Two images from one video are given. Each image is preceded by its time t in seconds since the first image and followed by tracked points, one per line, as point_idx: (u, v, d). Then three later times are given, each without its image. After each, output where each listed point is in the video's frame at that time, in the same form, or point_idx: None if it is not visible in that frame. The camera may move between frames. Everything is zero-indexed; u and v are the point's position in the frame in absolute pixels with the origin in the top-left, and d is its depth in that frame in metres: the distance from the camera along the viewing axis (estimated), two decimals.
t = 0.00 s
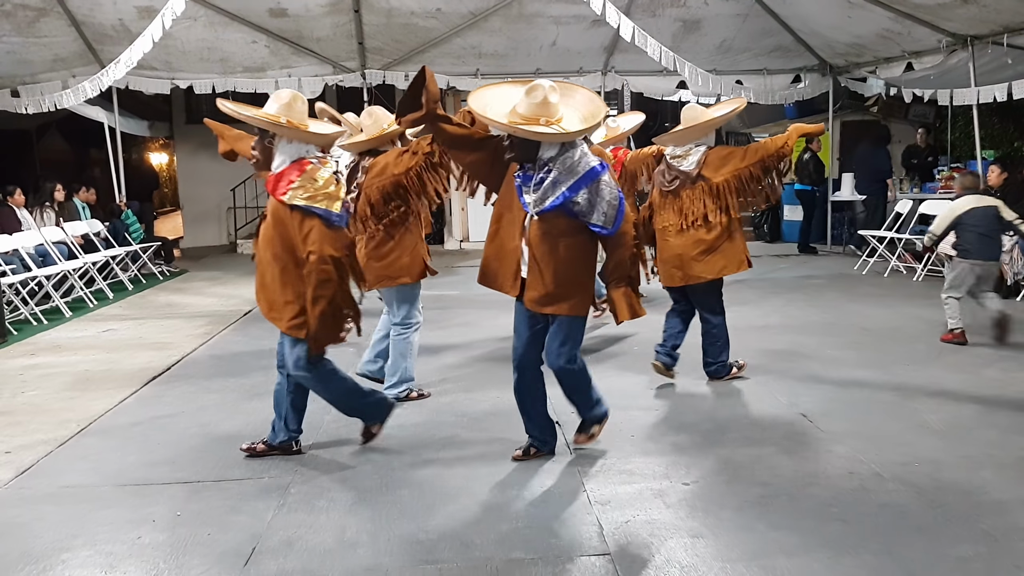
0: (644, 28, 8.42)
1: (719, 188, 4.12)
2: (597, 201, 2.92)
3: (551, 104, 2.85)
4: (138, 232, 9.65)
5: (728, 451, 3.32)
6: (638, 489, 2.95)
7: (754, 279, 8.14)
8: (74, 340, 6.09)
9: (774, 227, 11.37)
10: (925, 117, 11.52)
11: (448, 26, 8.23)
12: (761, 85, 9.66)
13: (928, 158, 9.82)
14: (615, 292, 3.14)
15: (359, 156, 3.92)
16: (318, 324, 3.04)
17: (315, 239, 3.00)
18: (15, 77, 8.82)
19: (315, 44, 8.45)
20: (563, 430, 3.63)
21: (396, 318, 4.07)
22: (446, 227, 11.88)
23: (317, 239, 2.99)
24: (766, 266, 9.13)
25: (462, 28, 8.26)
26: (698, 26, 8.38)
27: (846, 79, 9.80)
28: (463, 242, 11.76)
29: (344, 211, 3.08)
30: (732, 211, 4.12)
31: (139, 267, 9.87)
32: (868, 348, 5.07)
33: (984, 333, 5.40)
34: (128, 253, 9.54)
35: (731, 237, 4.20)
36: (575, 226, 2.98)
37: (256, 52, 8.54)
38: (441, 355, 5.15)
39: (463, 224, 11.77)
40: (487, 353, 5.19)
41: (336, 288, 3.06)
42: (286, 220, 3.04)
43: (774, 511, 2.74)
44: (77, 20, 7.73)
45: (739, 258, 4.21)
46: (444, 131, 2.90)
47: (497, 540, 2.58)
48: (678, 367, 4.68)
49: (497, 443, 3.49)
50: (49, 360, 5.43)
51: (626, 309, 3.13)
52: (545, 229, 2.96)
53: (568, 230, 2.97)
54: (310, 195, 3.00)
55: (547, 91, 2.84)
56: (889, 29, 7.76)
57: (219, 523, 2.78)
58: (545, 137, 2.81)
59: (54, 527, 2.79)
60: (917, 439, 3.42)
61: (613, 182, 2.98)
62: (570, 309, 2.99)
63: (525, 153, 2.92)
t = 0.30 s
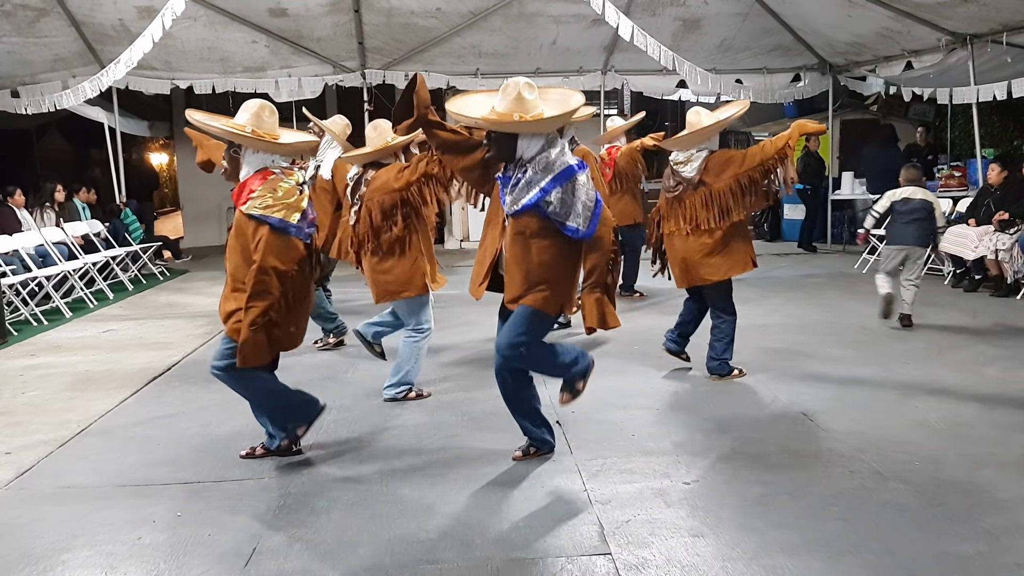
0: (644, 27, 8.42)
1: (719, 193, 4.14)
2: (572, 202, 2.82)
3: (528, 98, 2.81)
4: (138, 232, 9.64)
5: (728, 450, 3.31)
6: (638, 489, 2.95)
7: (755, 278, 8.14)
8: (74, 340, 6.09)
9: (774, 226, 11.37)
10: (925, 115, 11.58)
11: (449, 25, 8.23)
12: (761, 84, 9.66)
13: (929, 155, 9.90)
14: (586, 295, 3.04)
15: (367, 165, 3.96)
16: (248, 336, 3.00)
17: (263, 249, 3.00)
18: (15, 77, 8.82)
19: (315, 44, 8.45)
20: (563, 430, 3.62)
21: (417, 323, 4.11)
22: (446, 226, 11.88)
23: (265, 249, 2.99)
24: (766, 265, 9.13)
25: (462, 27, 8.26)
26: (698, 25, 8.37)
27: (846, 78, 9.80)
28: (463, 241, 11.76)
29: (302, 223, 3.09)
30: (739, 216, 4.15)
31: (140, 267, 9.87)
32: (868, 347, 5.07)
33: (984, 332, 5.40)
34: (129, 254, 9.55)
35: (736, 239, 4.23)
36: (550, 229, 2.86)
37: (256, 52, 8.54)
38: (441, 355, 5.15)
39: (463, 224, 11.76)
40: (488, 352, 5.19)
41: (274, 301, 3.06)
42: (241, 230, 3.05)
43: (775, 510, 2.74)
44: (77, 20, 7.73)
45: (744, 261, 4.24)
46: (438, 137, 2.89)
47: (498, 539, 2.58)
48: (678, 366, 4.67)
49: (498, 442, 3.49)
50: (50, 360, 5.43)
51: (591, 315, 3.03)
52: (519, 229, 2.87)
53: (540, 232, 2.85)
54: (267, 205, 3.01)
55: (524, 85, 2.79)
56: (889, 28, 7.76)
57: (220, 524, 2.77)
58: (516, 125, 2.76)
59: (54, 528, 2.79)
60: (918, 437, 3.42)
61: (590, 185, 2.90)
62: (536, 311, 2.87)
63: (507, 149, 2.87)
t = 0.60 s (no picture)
0: (644, 28, 8.42)
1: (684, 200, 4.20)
2: (549, 188, 2.62)
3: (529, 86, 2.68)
4: (139, 234, 9.65)
5: (729, 451, 3.31)
6: (639, 490, 2.95)
7: (755, 279, 8.13)
8: (75, 342, 6.09)
9: (775, 227, 11.38)
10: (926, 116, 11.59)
11: (448, 26, 8.23)
12: (761, 84, 9.66)
13: (928, 156, 9.92)
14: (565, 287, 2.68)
15: (361, 163, 4.09)
16: (228, 334, 2.72)
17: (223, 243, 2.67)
18: (16, 80, 8.82)
19: (315, 46, 8.45)
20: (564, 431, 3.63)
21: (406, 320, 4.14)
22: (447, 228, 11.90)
23: (223, 243, 2.65)
24: (767, 266, 9.13)
25: (462, 29, 8.27)
26: (698, 26, 8.38)
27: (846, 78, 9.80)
28: (464, 243, 11.78)
29: (265, 213, 2.71)
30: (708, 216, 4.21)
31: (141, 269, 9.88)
32: (869, 347, 5.07)
33: (985, 332, 5.39)
34: (130, 256, 9.55)
35: (699, 242, 4.35)
36: (533, 219, 2.69)
37: (256, 54, 8.55)
38: (442, 356, 5.16)
39: (464, 225, 11.78)
40: (489, 354, 5.19)
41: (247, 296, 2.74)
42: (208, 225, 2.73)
43: (777, 510, 2.74)
44: (78, 23, 7.74)
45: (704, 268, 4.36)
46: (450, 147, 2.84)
47: (500, 540, 2.58)
48: (679, 367, 4.68)
49: (499, 444, 3.49)
50: (51, 363, 5.43)
51: (572, 312, 2.65)
52: (505, 222, 2.74)
53: (522, 225, 2.69)
54: (226, 192, 2.64)
55: (523, 74, 2.68)
56: (889, 28, 7.76)
57: (222, 526, 2.78)
58: (505, 106, 2.64)
59: (56, 530, 2.79)
60: (919, 437, 3.42)
61: (572, 166, 2.65)
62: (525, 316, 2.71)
63: (498, 144, 2.75)
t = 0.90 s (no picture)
0: (647, 27, 8.41)
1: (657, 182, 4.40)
2: (532, 189, 2.61)
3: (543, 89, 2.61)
4: (141, 233, 9.66)
5: (731, 450, 3.31)
6: (642, 489, 2.95)
7: (758, 279, 8.12)
8: (78, 341, 6.11)
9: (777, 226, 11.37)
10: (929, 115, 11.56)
11: (451, 26, 8.24)
12: (764, 84, 9.65)
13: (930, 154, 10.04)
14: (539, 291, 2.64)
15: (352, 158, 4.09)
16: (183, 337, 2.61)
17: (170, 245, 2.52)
18: (19, 79, 8.84)
19: (318, 45, 8.46)
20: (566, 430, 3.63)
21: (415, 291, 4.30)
22: (449, 227, 11.90)
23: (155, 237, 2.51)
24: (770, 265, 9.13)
25: (464, 28, 8.27)
26: (700, 25, 8.37)
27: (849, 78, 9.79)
28: (466, 242, 11.78)
29: (214, 215, 2.51)
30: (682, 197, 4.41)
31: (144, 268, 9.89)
32: (871, 347, 5.06)
33: (988, 331, 5.39)
34: (133, 255, 9.57)
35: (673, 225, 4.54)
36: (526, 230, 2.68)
37: (259, 53, 8.56)
38: (444, 356, 5.16)
39: (466, 224, 11.78)
40: (491, 353, 5.19)
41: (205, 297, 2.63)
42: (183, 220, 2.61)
43: (779, 510, 2.74)
44: (81, 22, 7.76)
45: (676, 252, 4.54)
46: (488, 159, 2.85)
47: (502, 540, 2.58)
48: (681, 366, 4.68)
49: (502, 443, 3.49)
50: (54, 361, 5.45)
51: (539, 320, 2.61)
52: (509, 233, 2.74)
53: (518, 234, 2.69)
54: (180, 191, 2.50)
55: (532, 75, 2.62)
56: (892, 27, 7.75)
57: (224, 524, 2.78)
58: (508, 115, 2.63)
59: (59, 528, 2.80)
60: (921, 437, 3.42)
61: (556, 166, 2.63)
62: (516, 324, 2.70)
63: (509, 142, 2.80)
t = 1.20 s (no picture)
0: (647, 27, 8.41)
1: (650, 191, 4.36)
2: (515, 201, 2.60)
3: (544, 98, 2.52)
4: (141, 233, 9.65)
5: (731, 450, 3.31)
6: (641, 489, 2.95)
7: (758, 279, 8.12)
8: (78, 341, 6.11)
9: (777, 226, 11.37)
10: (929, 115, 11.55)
11: (451, 25, 8.23)
12: (763, 84, 9.64)
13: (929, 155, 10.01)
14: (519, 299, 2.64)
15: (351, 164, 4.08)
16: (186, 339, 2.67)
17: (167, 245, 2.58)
18: (18, 78, 8.83)
19: (318, 44, 8.46)
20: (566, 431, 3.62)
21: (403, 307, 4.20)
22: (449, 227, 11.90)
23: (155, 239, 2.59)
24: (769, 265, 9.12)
25: (464, 28, 8.27)
26: (700, 25, 8.37)
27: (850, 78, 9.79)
28: (466, 242, 11.78)
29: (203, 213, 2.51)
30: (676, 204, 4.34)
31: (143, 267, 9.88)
32: (871, 347, 5.05)
33: (988, 331, 5.38)
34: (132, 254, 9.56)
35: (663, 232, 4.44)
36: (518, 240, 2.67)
37: (259, 52, 8.55)
38: (444, 356, 5.15)
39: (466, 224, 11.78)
40: (491, 353, 5.19)
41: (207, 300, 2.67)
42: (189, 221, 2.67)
43: (778, 510, 2.74)
44: (80, 22, 7.75)
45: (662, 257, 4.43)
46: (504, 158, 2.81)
47: (501, 540, 2.58)
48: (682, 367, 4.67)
49: (501, 443, 3.49)
50: (54, 361, 5.44)
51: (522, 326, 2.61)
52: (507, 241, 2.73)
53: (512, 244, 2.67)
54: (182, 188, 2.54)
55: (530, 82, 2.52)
56: (892, 27, 7.75)
57: (224, 524, 2.78)
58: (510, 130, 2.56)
59: (58, 528, 2.80)
60: (920, 437, 3.42)
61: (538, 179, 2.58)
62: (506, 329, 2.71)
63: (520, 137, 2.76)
